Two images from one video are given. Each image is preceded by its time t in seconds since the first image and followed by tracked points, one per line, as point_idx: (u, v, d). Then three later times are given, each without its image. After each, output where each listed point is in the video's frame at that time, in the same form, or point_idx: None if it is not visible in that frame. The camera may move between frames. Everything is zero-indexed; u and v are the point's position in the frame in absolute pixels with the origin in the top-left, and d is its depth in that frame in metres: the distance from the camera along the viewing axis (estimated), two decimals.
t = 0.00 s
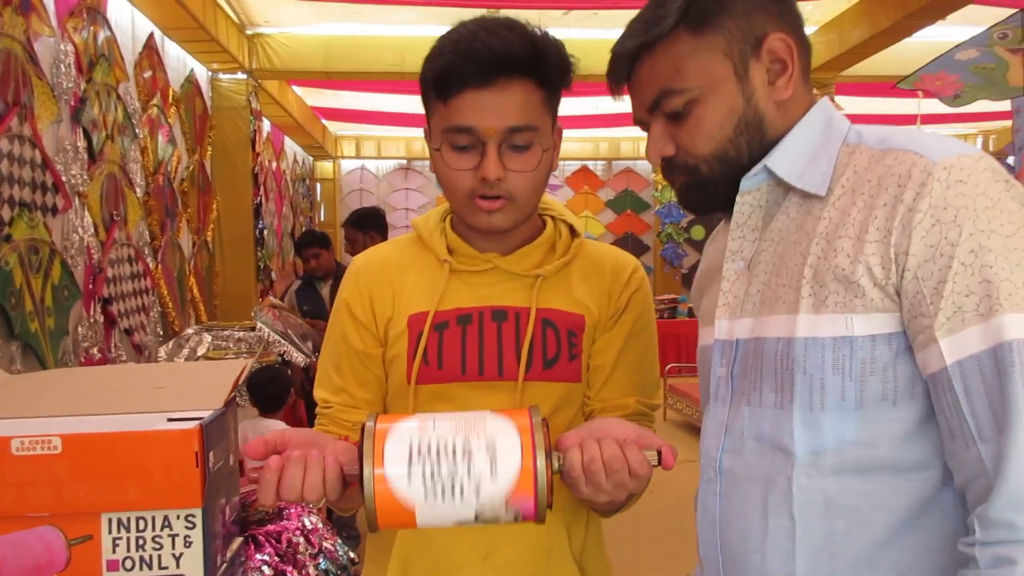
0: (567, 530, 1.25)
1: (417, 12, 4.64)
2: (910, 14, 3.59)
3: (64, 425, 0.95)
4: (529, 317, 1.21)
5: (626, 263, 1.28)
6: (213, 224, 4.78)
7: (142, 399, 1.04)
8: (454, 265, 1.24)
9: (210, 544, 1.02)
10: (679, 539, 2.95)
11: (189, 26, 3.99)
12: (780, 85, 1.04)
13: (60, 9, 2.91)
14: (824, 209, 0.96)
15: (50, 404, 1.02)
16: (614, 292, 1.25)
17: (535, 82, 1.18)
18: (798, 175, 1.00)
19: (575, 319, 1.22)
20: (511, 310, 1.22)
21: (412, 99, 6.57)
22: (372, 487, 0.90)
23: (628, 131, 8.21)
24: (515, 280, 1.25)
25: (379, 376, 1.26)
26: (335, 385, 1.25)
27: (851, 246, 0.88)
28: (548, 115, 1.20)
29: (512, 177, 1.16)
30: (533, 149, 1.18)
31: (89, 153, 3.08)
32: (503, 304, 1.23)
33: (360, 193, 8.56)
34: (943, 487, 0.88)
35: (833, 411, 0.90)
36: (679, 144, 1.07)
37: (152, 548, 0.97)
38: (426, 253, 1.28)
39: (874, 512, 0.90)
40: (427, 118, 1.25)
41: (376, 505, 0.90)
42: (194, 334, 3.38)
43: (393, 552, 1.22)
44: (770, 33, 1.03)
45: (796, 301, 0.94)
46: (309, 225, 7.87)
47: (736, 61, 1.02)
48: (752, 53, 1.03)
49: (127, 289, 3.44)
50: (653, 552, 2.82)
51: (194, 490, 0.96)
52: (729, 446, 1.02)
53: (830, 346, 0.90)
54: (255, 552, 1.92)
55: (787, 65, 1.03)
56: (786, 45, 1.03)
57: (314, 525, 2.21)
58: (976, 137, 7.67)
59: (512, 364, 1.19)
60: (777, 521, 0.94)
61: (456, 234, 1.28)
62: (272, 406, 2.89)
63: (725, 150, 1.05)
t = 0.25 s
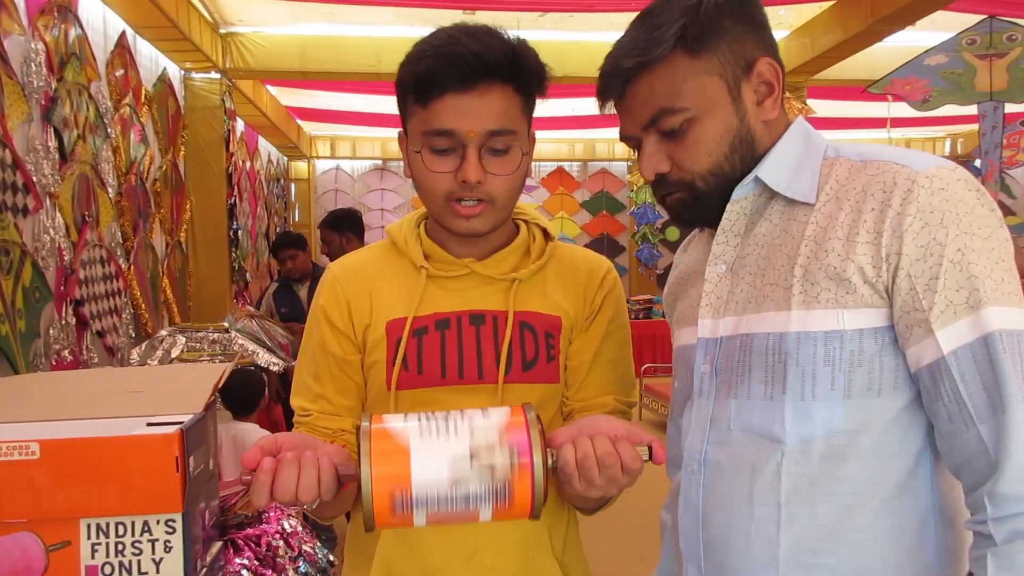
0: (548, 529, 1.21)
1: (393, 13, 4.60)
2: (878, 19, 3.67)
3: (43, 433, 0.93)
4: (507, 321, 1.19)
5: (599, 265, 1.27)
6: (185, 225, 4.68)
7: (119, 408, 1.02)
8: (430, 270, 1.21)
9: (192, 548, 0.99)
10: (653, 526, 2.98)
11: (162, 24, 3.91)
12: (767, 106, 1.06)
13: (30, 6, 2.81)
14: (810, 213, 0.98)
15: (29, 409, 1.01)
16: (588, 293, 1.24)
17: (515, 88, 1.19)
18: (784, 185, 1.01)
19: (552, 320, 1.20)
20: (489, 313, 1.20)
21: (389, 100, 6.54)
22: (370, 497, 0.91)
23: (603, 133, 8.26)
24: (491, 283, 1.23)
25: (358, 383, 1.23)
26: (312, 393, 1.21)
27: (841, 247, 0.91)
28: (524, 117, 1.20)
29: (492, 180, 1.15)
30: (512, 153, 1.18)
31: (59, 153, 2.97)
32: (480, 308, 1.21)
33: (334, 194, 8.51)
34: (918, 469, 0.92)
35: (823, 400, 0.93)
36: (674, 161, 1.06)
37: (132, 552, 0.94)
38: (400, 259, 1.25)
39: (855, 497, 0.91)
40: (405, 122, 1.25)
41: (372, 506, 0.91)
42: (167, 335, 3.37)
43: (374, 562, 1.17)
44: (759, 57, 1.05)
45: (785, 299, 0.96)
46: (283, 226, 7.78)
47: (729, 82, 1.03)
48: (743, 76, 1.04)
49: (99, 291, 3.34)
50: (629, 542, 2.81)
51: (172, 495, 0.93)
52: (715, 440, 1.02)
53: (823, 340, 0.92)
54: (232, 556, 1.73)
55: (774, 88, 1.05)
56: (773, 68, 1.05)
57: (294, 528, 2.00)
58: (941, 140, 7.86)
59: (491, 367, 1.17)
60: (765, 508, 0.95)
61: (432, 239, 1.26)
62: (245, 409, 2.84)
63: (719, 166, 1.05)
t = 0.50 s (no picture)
0: (530, 526, 1.18)
1: (377, 13, 4.59)
2: (859, 22, 3.72)
3: (23, 434, 0.92)
4: (489, 320, 1.18)
5: (580, 262, 1.26)
6: (167, 225, 4.64)
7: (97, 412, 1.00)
8: (412, 271, 1.20)
9: (175, 549, 0.99)
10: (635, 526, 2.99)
11: (143, 23, 3.88)
12: (759, 112, 1.06)
13: (10, 4, 2.77)
14: (800, 216, 0.97)
15: (8, 415, 1.01)
16: (568, 291, 1.23)
17: (495, 88, 1.20)
18: (776, 187, 1.00)
19: (534, 318, 1.19)
20: (471, 312, 1.19)
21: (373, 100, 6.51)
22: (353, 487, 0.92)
23: (587, 134, 8.28)
24: (473, 283, 1.22)
25: (343, 384, 1.22)
26: (297, 396, 1.21)
27: (834, 247, 0.91)
28: (507, 116, 1.21)
29: (480, 179, 1.15)
30: (497, 151, 1.18)
31: (39, 153, 2.93)
32: (462, 308, 1.20)
33: (318, 194, 8.50)
34: (901, 464, 0.90)
35: (815, 396, 0.91)
36: (670, 163, 1.03)
37: (115, 556, 0.94)
38: (382, 260, 1.24)
39: (840, 491, 0.89)
40: (386, 126, 1.24)
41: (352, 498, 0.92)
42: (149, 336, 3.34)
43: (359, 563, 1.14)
44: (753, 63, 1.04)
45: (778, 297, 0.95)
46: (266, 226, 7.74)
47: (725, 86, 1.01)
48: (738, 80, 1.03)
49: (80, 292, 3.30)
50: (612, 539, 2.82)
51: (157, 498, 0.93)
52: (705, 437, 1.00)
53: (814, 338, 0.91)
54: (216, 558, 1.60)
55: (767, 94, 1.05)
56: (767, 74, 1.04)
57: (278, 529, 1.88)
58: (921, 142, 7.95)
59: (474, 366, 1.16)
60: (753, 503, 0.93)
61: (413, 241, 1.26)
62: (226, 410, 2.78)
63: (714, 168, 1.03)
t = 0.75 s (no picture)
0: (517, 520, 1.11)
1: (369, 13, 4.58)
2: (848, 22, 3.75)
3: (14, 431, 0.88)
4: (479, 320, 1.14)
5: (568, 262, 1.23)
6: (157, 224, 4.63)
7: (86, 408, 0.96)
8: (404, 270, 1.16)
9: (171, 547, 0.96)
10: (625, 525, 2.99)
11: (134, 22, 3.87)
12: (758, 114, 1.01)
13: None
14: (795, 216, 0.91)
15: None
16: (557, 291, 1.19)
17: (527, 93, 1.16)
18: (770, 188, 0.94)
19: (523, 318, 1.15)
20: (460, 312, 1.14)
21: (364, 99, 6.50)
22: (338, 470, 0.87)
23: (578, 134, 8.30)
24: (462, 282, 1.17)
25: (333, 382, 1.17)
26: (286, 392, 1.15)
27: (827, 246, 0.85)
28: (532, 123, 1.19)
29: (511, 182, 1.13)
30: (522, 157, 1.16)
31: (29, 152, 2.91)
32: (452, 307, 1.15)
33: (309, 193, 8.47)
34: (890, 459, 0.84)
35: (811, 391, 0.85)
36: (673, 163, 0.98)
37: (110, 552, 0.91)
38: (370, 258, 1.19)
39: (833, 484, 0.83)
40: (410, 117, 1.17)
41: (340, 491, 0.87)
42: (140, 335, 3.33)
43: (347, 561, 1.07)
44: (752, 65, 0.99)
45: (772, 295, 0.89)
46: (256, 226, 7.71)
47: (727, 89, 0.97)
48: (739, 82, 0.98)
49: (70, 291, 3.28)
50: (602, 539, 2.82)
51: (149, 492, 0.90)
52: (698, 429, 0.94)
53: (807, 334, 0.85)
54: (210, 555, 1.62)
55: (766, 96, 1.00)
56: (765, 78, 0.99)
57: (271, 527, 1.90)
58: (910, 142, 8.00)
59: (462, 365, 1.12)
60: (747, 497, 0.87)
61: (408, 240, 1.21)
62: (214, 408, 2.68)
63: (717, 168, 0.98)
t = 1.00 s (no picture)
0: (506, 520, 1.07)
1: (363, 12, 4.58)
2: (841, 23, 3.77)
3: (7, 430, 0.88)
4: (470, 321, 1.13)
5: (562, 269, 1.23)
6: (151, 224, 4.61)
7: (78, 407, 0.96)
8: (399, 268, 1.14)
9: (161, 547, 0.96)
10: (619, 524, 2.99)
11: (128, 22, 3.85)
12: (752, 112, 1.01)
13: None
14: (784, 215, 0.92)
15: None
16: (549, 297, 1.19)
17: (539, 105, 1.16)
18: (760, 187, 0.94)
19: (514, 320, 1.15)
20: (451, 312, 1.14)
21: (359, 99, 6.49)
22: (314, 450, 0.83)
23: (572, 134, 8.30)
24: (455, 283, 1.17)
25: (322, 377, 1.15)
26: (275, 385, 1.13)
27: (815, 246, 0.85)
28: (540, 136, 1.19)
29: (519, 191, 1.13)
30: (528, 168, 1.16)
31: (22, 151, 2.90)
32: (443, 307, 1.14)
33: (303, 193, 8.44)
34: (878, 458, 0.85)
35: (797, 391, 0.85)
36: (666, 159, 0.98)
37: (101, 551, 0.91)
38: (364, 255, 1.18)
39: (820, 484, 0.84)
40: (430, 109, 1.16)
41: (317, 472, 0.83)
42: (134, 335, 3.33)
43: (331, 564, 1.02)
44: (748, 63, 0.99)
45: (759, 294, 0.89)
46: (250, 226, 7.69)
47: (723, 85, 0.97)
48: (734, 80, 0.98)
49: (64, 291, 3.27)
50: (595, 539, 2.83)
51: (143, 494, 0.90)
52: (690, 431, 0.94)
53: (794, 334, 0.85)
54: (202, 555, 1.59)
55: (761, 94, 1.00)
56: (761, 76, 1.00)
57: (264, 526, 1.86)
58: (903, 142, 8.03)
59: (452, 366, 1.11)
60: (736, 496, 0.87)
61: (404, 238, 1.20)
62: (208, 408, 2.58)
63: (710, 165, 0.98)
